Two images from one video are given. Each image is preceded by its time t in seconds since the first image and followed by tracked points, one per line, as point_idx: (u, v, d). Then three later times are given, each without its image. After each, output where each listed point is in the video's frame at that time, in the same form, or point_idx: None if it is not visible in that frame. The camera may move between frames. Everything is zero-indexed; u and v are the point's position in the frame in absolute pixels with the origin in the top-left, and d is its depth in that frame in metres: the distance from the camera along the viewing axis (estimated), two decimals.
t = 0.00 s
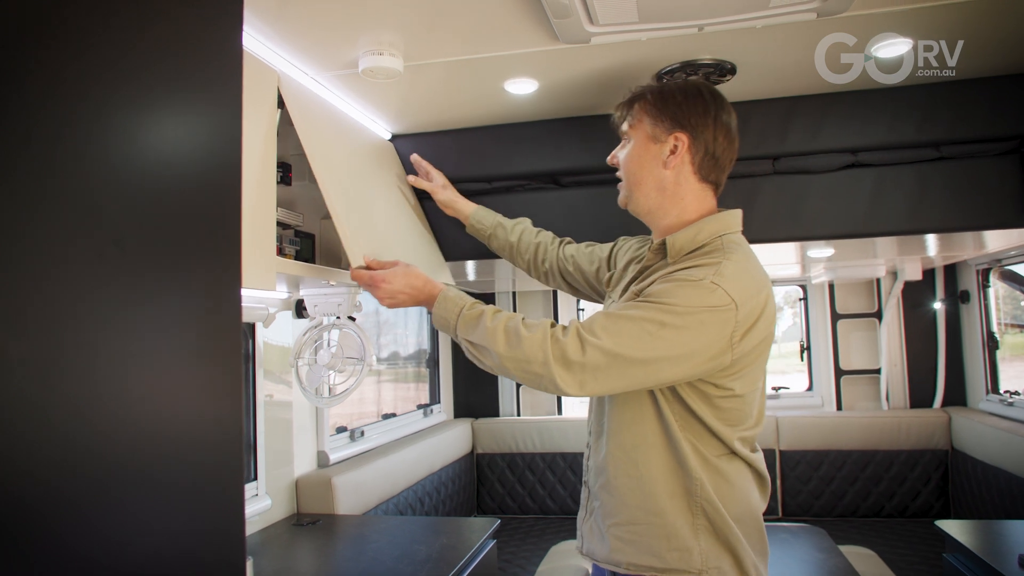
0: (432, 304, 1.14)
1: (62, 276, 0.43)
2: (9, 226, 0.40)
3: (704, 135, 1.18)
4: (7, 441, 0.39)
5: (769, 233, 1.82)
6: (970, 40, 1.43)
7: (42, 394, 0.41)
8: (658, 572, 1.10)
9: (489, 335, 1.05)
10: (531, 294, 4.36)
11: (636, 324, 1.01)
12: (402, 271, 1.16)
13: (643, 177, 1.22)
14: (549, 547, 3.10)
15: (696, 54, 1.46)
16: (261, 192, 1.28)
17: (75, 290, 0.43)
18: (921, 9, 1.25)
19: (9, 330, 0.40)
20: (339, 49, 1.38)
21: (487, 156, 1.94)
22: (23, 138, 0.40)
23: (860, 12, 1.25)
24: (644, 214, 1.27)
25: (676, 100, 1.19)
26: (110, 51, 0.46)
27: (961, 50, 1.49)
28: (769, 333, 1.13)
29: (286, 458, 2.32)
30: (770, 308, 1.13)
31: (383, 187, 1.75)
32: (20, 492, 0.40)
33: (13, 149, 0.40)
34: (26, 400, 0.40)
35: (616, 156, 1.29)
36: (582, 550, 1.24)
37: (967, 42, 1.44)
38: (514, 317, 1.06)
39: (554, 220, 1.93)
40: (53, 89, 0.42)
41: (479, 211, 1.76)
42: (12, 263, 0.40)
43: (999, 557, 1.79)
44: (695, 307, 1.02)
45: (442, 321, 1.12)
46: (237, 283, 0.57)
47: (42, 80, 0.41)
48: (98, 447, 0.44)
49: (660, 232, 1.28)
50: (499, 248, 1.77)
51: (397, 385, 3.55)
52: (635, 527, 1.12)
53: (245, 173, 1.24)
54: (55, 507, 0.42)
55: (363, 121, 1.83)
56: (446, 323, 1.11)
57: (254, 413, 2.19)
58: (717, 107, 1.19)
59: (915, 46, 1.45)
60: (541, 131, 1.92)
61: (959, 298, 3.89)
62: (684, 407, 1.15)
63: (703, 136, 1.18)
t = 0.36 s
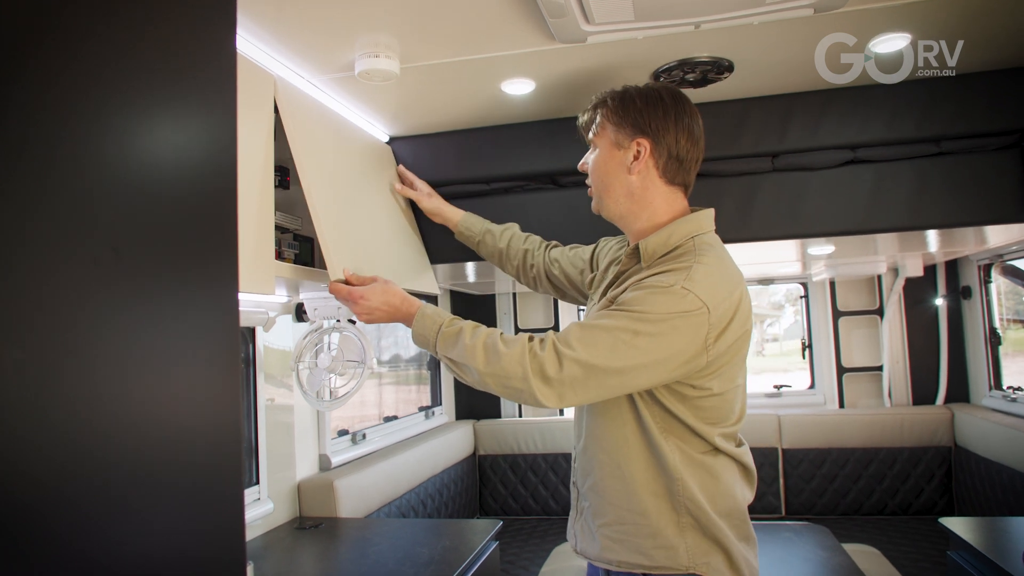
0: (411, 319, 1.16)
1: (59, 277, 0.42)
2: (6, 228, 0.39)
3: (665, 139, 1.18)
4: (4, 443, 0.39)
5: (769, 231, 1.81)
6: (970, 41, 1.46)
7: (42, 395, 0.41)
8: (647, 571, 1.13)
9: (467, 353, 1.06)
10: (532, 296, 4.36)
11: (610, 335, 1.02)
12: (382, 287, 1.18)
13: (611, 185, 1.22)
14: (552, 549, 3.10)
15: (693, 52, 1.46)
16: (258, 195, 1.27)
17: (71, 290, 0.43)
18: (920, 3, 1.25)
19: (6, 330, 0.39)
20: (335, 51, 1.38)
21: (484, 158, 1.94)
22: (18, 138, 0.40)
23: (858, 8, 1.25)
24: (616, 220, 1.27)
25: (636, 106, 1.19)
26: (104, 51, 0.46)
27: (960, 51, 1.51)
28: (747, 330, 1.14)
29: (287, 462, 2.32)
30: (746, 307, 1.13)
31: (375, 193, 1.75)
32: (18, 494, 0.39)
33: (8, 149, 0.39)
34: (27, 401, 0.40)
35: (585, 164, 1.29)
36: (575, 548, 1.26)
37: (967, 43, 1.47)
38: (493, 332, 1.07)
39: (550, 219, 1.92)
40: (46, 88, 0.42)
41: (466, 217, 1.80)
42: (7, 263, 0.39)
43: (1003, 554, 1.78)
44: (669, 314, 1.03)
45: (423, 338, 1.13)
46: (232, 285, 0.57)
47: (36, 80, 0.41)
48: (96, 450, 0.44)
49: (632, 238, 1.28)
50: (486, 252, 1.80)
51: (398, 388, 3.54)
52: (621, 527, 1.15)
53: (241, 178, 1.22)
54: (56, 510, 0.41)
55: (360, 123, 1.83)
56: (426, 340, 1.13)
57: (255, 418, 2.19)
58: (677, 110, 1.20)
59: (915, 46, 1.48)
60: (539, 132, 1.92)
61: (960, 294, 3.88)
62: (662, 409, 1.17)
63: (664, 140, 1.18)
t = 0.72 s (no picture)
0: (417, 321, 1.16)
1: (63, 275, 0.42)
2: (10, 227, 0.39)
3: (684, 141, 1.16)
4: (6, 442, 0.39)
5: (783, 234, 1.80)
6: (970, 40, 1.43)
7: (46, 393, 0.41)
8: None
9: (467, 361, 1.07)
10: (544, 296, 4.35)
11: (613, 356, 1.02)
12: (389, 289, 1.18)
13: (629, 191, 1.21)
14: (562, 551, 3.09)
15: (707, 53, 1.45)
16: (270, 194, 1.28)
17: (75, 289, 0.43)
18: (938, 4, 1.23)
19: (8, 328, 0.39)
20: (347, 51, 1.38)
21: (496, 158, 1.93)
22: (24, 133, 0.40)
23: (873, 8, 1.23)
24: (637, 225, 1.27)
25: (652, 107, 1.18)
26: (110, 49, 0.46)
27: (961, 50, 1.48)
28: (762, 351, 1.11)
29: (298, 461, 2.33)
30: (761, 329, 1.11)
31: (387, 194, 1.75)
32: (19, 495, 0.39)
33: (13, 146, 0.39)
34: (30, 399, 0.40)
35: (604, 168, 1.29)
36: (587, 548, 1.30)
37: (967, 42, 1.44)
38: (496, 340, 1.07)
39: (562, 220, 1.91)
40: (51, 86, 0.42)
41: (505, 213, 1.83)
42: (9, 263, 0.39)
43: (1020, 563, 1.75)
44: (675, 339, 1.01)
45: (424, 342, 1.14)
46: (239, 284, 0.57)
47: (40, 77, 0.41)
48: (98, 449, 0.44)
49: (654, 245, 1.27)
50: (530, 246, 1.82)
51: (409, 387, 3.55)
52: (627, 540, 1.17)
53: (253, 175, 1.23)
54: (59, 508, 0.41)
55: (373, 123, 1.83)
56: (428, 344, 1.13)
57: (266, 416, 2.20)
58: (696, 110, 1.17)
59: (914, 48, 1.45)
60: (551, 132, 1.91)
61: (977, 299, 3.83)
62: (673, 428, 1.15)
63: (683, 142, 1.16)
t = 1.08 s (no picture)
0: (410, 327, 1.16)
1: (62, 274, 0.42)
2: (9, 226, 0.39)
3: (674, 147, 1.16)
4: (5, 442, 0.39)
5: (784, 236, 1.79)
6: (971, 40, 1.41)
7: (43, 394, 0.41)
8: None
9: (458, 370, 1.07)
10: (545, 298, 4.35)
11: (601, 365, 1.02)
12: (383, 293, 1.18)
13: (619, 195, 1.21)
14: (561, 553, 3.08)
15: (708, 55, 1.45)
16: (270, 195, 1.27)
17: (74, 288, 0.43)
18: (940, 6, 1.22)
19: (7, 327, 0.39)
20: (347, 52, 1.38)
21: (497, 159, 1.93)
22: (24, 132, 0.40)
23: (874, 11, 1.23)
24: (625, 229, 1.26)
25: (644, 111, 1.18)
26: (111, 48, 0.46)
27: (961, 50, 1.46)
28: (754, 356, 1.11)
29: (297, 461, 2.33)
30: (752, 333, 1.10)
31: (385, 195, 1.75)
32: (17, 495, 0.39)
33: (13, 144, 0.40)
34: (28, 398, 0.40)
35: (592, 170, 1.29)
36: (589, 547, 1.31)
37: (966, 43, 1.42)
38: (487, 349, 1.07)
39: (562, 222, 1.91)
40: (51, 86, 0.42)
41: (510, 196, 1.86)
42: (7, 261, 0.39)
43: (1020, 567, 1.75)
44: (664, 349, 1.01)
45: (418, 349, 1.14)
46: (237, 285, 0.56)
47: (41, 76, 0.41)
48: (97, 450, 0.44)
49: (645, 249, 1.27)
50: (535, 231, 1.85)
51: (410, 389, 3.55)
52: (623, 545, 1.18)
53: (251, 174, 1.22)
54: (54, 509, 0.41)
55: (374, 124, 1.83)
56: (422, 351, 1.13)
57: (265, 416, 2.20)
58: (687, 115, 1.18)
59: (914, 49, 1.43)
60: (552, 134, 1.91)
61: (978, 302, 3.82)
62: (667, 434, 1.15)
63: (672, 149, 1.16)
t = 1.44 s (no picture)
0: (403, 326, 1.15)
1: (61, 273, 0.43)
2: (7, 227, 0.40)
3: (697, 145, 1.24)
4: (4, 440, 0.39)
5: (780, 238, 1.80)
6: (972, 40, 1.40)
7: (39, 393, 0.41)
8: None
9: (450, 368, 1.07)
10: (541, 299, 4.35)
11: (593, 359, 1.02)
12: (374, 294, 1.19)
13: (642, 187, 1.19)
14: (556, 554, 3.08)
15: (704, 57, 1.45)
16: (265, 194, 1.27)
17: (73, 286, 0.43)
18: (936, 9, 1.23)
19: (5, 326, 0.39)
20: (343, 52, 1.38)
21: (493, 160, 1.93)
22: (24, 130, 0.41)
23: (869, 14, 1.24)
24: (631, 228, 1.23)
25: (671, 108, 1.21)
26: (111, 49, 0.46)
27: (963, 50, 1.45)
28: (744, 351, 1.11)
29: (292, 462, 2.32)
30: (742, 328, 1.10)
31: (380, 195, 1.75)
32: (16, 495, 0.40)
33: (14, 143, 0.40)
34: (26, 395, 0.40)
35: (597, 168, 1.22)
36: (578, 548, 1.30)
37: (967, 43, 1.41)
38: (479, 346, 1.07)
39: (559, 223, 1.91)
40: (53, 87, 0.42)
41: (504, 192, 1.86)
42: (7, 261, 0.40)
43: (1013, 568, 1.75)
44: (655, 341, 1.01)
45: (410, 349, 1.14)
46: (231, 285, 0.56)
47: (42, 77, 0.42)
48: (95, 448, 0.44)
49: (643, 246, 1.25)
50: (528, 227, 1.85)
51: (406, 390, 3.54)
52: (615, 543, 1.18)
53: (245, 173, 1.22)
54: (51, 508, 0.42)
55: (370, 123, 1.83)
56: (415, 351, 1.13)
57: (260, 417, 2.19)
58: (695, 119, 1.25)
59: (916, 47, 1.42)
60: (549, 135, 1.91)
61: (973, 305, 3.83)
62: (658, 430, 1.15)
63: (696, 146, 1.24)
